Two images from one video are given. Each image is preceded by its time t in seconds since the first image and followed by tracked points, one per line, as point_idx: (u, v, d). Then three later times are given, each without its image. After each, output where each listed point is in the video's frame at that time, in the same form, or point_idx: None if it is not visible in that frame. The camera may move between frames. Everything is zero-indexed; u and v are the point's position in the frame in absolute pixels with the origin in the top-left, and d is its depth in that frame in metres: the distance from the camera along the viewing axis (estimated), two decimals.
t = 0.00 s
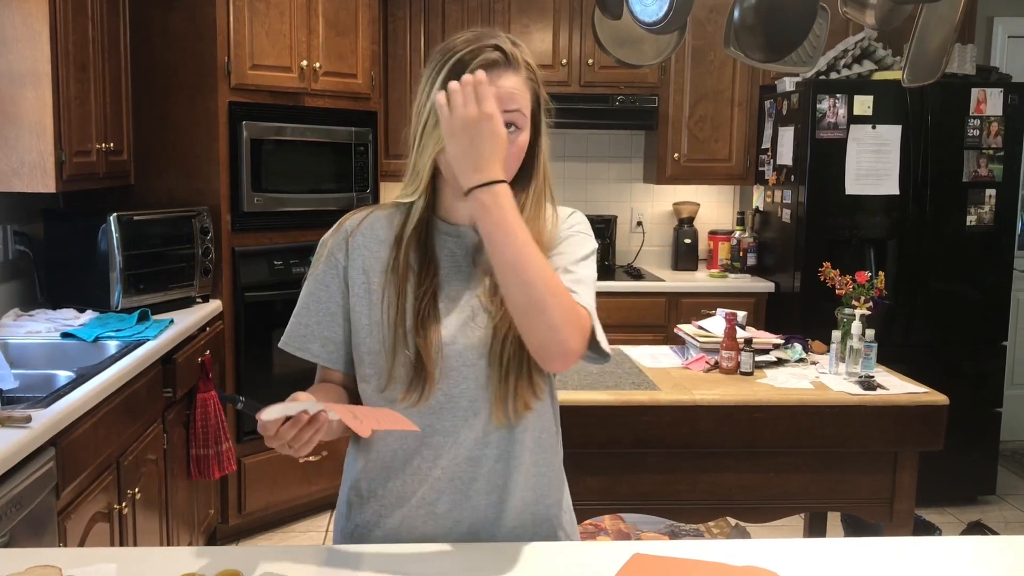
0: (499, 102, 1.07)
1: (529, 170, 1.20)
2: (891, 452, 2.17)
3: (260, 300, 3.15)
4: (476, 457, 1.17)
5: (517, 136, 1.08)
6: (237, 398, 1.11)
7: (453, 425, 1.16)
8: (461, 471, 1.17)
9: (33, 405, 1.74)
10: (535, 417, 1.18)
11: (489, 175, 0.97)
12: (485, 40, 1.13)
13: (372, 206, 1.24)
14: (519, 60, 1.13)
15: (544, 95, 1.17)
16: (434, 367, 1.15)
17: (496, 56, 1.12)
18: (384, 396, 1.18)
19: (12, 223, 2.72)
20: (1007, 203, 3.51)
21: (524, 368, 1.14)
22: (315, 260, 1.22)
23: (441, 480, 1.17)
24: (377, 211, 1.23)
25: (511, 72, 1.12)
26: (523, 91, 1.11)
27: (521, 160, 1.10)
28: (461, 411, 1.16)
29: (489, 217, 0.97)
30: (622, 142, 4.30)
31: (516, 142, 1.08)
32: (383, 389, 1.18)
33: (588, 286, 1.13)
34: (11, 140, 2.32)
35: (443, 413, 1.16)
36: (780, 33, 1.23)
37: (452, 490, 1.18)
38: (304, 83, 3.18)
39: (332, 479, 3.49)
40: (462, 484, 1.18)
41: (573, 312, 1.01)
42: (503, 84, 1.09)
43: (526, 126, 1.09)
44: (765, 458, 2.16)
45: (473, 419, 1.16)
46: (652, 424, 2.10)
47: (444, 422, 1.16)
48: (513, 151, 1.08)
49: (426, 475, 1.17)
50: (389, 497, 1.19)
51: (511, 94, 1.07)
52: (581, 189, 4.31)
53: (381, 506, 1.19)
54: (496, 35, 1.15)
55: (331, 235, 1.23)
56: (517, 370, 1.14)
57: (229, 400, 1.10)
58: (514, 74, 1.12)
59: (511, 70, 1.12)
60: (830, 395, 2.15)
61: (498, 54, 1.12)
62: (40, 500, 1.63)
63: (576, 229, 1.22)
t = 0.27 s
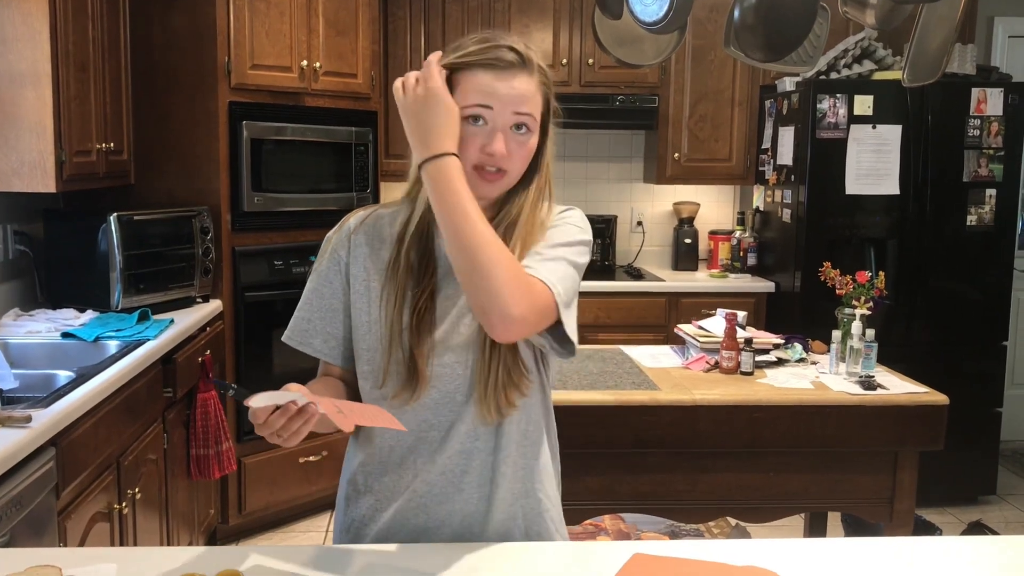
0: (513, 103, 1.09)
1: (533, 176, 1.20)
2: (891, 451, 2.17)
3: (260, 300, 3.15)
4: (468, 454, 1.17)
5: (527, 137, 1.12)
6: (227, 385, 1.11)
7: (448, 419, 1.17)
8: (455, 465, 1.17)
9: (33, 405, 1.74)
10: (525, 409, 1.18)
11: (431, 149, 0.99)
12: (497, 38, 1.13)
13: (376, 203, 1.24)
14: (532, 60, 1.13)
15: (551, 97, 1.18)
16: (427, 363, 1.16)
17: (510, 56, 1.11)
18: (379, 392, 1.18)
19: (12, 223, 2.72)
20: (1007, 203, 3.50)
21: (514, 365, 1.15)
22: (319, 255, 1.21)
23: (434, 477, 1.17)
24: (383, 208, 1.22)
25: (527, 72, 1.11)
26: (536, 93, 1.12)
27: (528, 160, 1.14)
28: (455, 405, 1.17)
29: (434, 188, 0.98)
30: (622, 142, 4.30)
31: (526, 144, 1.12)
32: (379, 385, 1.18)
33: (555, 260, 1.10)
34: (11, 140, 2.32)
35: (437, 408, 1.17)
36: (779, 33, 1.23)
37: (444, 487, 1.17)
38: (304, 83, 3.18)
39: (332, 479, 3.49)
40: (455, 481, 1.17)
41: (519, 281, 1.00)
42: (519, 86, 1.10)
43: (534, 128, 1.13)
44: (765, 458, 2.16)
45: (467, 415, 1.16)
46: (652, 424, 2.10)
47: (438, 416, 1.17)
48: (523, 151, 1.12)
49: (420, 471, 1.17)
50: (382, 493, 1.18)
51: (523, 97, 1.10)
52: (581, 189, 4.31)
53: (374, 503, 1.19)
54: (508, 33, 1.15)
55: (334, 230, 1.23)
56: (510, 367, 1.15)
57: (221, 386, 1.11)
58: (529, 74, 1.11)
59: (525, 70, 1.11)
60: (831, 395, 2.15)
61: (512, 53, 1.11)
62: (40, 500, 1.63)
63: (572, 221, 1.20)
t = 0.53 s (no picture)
0: (521, 121, 1.09)
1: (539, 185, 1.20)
2: (892, 452, 2.17)
3: (261, 300, 3.15)
4: (461, 450, 1.16)
5: (532, 155, 1.12)
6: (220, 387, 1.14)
7: (442, 415, 1.17)
8: (450, 461, 1.17)
9: (34, 405, 1.74)
10: (520, 407, 1.17)
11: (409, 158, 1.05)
12: (513, 52, 1.13)
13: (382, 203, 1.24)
14: (547, 78, 1.12)
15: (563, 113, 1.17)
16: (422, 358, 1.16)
17: (524, 74, 1.10)
18: (377, 388, 1.18)
19: (13, 224, 2.72)
20: (1008, 205, 3.50)
21: (507, 366, 1.15)
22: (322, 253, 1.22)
23: (428, 473, 1.16)
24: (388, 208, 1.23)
25: (538, 90, 1.11)
26: (546, 112, 1.12)
27: (531, 175, 1.14)
28: (450, 401, 1.17)
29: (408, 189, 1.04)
30: (622, 143, 4.30)
31: (530, 160, 1.12)
32: (377, 380, 1.18)
33: (536, 249, 1.10)
34: (11, 140, 2.32)
35: (432, 403, 1.17)
36: (781, 35, 1.24)
37: (438, 483, 1.17)
38: (305, 84, 3.18)
39: (332, 480, 3.49)
40: (449, 477, 1.17)
41: (483, 265, 1.02)
42: (528, 104, 1.10)
43: (540, 145, 1.13)
44: (766, 459, 2.16)
45: (460, 411, 1.16)
46: (652, 425, 2.10)
47: (432, 412, 1.17)
48: (526, 167, 1.12)
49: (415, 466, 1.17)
50: (380, 489, 1.19)
51: (532, 115, 1.10)
52: (582, 190, 4.32)
53: (372, 499, 1.19)
54: (525, 46, 1.15)
55: (339, 229, 1.23)
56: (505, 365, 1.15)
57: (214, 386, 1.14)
58: (540, 93, 1.11)
59: (538, 88, 1.11)
60: (831, 397, 2.15)
61: (526, 70, 1.11)
62: (41, 500, 1.64)
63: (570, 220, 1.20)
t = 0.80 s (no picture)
0: (502, 116, 1.09)
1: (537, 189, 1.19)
2: (892, 455, 2.17)
3: (262, 302, 3.15)
4: (461, 454, 1.17)
5: (511, 152, 1.11)
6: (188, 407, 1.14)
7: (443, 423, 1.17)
8: (449, 466, 1.17)
9: (36, 406, 1.74)
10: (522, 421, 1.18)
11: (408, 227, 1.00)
12: (512, 50, 1.13)
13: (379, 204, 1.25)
14: (535, 76, 1.12)
15: (559, 119, 1.16)
16: (422, 361, 1.16)
17: (511, 69, 1.10)
18: (374, 388, 1.18)
19: (15, 225, 2.72)
20: (1009, 207, 3.50)
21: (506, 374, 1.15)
22: (317, 249, 1.22)
23: (426, 476, 1.17)
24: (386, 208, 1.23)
25: (523, 86, 1.11)
26: (528, 109, 1.11)
27: (510, 173, 1.13)
28: (450, 407, 1.17)
29: (420, 262, 1.00)
30: (623, 145, 4.30)
31: (510, 158, 1.11)
32: (375, 378, 1.18)
33: (558, 279, 1.11)
34: (13, 141, 2.33)
35: (432, 408, 1.17)
36: (782, 39, 1.24)
37: (436, 487, 1.17)
38: (306, 86, 3.18)
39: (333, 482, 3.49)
40: (447, 481, 1.18)
41: (516, 310, 1.00)
42: (510, 100, 1.09)
43: (521, 143, 1.12)
44: (766, 461, 2.16)
45: (461, 416, 1.17)
46: (653, 427, 2.10)
47: (432, 416, 1.17)
48: (503, 163, 1.11)
49: (413, 470, 1.17)
50: (375, 492, 1.18)
51: (512, 110, 1.09)
52: (582, 192, 4.32)
53: (367, 502, 1.19)
54: (528, 47, 1.15)
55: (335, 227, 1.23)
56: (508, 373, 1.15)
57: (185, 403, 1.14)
58: (525, 89, 1.11)
59: (522, 84, 1.11)
60: (832, 399, 2.15)
61: (513, 66, 1.11)
62: (43, 501, 1.64)
63: (573, 234, 1.21)
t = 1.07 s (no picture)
0: (483, 115, 1.10)
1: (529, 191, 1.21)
2: (893, 457, 2.17)
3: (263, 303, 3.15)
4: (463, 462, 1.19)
5: (493, 150, 1.12)
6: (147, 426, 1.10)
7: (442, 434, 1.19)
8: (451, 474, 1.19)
9: (38, 407, 1.74)
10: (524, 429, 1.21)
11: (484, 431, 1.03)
12: (493, 48, 1.15)
13: (362, 202, 1.23)
14: (516, 71, 1.14)
15: (542, 114, 1.18)
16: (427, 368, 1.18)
17: (491, 65, 1.12)
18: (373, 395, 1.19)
19: (17, 226, 2.73)
20: (1010, 211, 3.51)
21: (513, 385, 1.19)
22: (296, 248, 1.19)
23: (428, 484, 1.19)
24: (372, 209, 1.22)
25: (504, 83, 1.12)
26: (509, 107, 1.13)
27: (493, 172, 1.14)
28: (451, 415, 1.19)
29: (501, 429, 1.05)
30: (624, 148, 4.31)
31: (491, 156, 1.12)
32: (374, 385, 1.19)
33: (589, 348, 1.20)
34: (16, 142, 2.33)
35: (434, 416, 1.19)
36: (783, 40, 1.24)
37: (438, 494, 1.20)
38: (308, 88, 3.19)
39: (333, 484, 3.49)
40: (449, 488, 1.20)
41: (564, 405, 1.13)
42: (491, 97, 1.11)
43: (503, 141, 1.13)
44: (767, 464, 2.16)
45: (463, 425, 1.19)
46: (654, 429, 2.10)
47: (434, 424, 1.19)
48: (485, 162, 1.12)
49: (415, 478, 1.19)
50: (375, 500, 1.20)
51: (492, 108, 1.11)
52: (583, 194, 4.32)
53: (366, 510, 1.20)
54: (509, 45, 1.17)
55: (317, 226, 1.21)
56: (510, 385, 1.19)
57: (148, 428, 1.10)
58: (505, 86, 1.12)
59: (503, 80, 1.12)
60: (833, 402, 2.15)
61: (494, 62, 1.13)
62: (44, 502, 1.64)
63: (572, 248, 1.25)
